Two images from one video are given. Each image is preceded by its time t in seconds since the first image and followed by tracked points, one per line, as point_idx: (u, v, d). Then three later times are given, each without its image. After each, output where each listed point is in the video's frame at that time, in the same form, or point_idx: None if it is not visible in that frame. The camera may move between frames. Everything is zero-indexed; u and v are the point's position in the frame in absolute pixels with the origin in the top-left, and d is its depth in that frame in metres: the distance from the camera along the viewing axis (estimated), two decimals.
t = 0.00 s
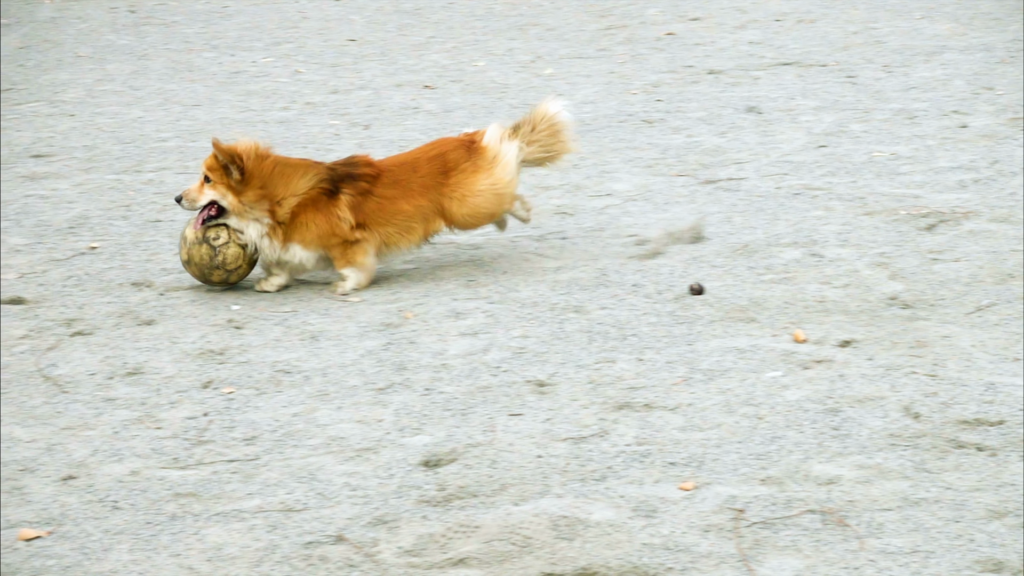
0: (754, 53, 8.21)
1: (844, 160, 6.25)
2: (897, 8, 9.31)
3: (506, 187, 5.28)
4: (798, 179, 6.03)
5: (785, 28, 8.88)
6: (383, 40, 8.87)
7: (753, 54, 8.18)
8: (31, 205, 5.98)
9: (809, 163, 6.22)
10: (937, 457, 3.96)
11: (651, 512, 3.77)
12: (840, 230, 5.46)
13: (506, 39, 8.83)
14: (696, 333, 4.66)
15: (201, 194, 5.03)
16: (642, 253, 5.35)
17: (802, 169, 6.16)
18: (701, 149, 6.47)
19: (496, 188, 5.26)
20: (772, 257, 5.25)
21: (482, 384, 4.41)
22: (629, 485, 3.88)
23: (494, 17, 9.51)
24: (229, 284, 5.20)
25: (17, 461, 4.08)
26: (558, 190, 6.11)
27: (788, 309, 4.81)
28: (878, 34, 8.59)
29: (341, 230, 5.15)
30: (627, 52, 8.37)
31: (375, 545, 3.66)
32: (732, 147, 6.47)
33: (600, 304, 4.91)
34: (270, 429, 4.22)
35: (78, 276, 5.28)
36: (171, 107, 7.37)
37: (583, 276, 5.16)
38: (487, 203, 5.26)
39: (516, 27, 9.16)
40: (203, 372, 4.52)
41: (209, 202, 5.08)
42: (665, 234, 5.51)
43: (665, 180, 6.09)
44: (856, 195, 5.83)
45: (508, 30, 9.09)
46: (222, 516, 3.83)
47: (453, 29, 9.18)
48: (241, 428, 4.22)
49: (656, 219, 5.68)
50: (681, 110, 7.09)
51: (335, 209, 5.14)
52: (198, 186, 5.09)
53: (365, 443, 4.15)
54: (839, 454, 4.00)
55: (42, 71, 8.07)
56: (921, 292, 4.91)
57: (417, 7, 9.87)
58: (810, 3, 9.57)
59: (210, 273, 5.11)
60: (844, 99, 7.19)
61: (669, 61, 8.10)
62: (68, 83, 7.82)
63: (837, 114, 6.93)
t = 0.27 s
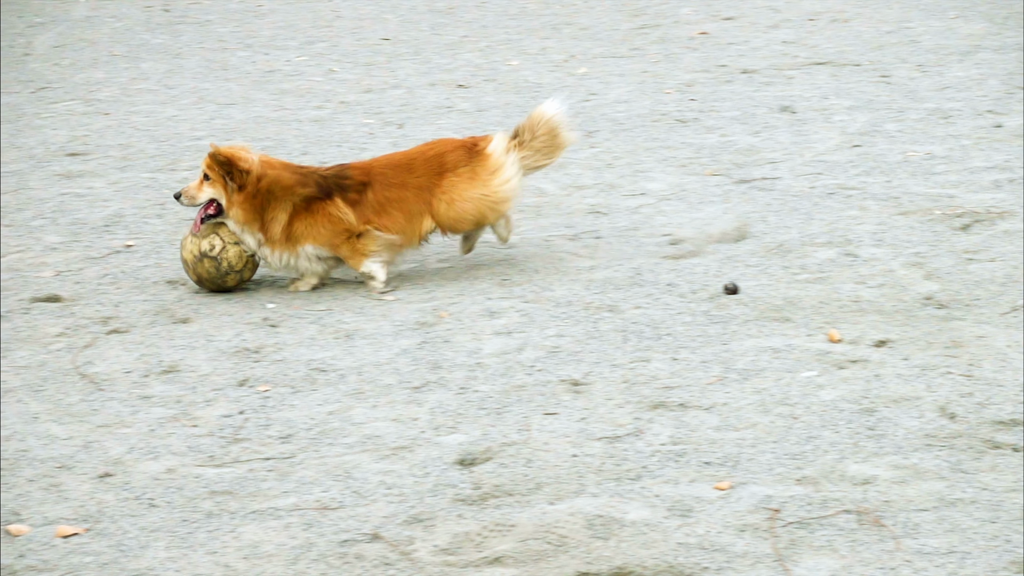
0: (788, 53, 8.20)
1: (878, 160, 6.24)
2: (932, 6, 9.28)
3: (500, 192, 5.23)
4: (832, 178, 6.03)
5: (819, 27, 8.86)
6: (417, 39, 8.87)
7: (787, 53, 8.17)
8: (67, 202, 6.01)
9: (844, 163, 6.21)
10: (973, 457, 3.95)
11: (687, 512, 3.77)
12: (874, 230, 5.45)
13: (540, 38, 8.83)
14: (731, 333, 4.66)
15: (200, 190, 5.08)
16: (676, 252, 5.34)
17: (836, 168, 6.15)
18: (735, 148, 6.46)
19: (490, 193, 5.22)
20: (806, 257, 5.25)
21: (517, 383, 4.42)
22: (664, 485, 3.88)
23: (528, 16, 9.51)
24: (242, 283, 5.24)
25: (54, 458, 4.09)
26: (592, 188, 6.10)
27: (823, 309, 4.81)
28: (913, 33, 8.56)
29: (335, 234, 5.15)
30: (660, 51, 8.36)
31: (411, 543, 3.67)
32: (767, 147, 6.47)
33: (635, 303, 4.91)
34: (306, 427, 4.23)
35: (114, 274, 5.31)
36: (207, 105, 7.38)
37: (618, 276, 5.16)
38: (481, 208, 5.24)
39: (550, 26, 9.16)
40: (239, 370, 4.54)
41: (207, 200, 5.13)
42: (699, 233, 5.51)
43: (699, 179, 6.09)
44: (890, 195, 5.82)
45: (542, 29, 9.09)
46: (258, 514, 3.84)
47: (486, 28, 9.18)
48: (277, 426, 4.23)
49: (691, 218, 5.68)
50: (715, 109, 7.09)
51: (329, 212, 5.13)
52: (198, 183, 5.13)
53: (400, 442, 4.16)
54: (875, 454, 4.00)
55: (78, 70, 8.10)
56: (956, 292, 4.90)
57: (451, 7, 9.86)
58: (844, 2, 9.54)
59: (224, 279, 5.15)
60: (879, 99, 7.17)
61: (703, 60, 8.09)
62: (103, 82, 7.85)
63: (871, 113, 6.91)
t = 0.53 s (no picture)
0: (830, 53, 8.18)
1: (921, 161, 6.23)
2: (974, 6, 9.23)
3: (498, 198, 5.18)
4: (875, 178, 6.02)
5: (861, 27, 8.83)
6: (459, 38, 8.88)
7: (829, 53, 8.15)
8: (112, 201, 6.04)
9: (886, 163, 6.21)
10: (1019, 459, 3.94)
11: (731, 512, 3.77)
12: (917, 230, 5.44)
13: (581, 37, 8.84)
14: (774, 333, 4.67)
15: (203, 187, 4.98)
16: (718, 252, 5.34)
17: (879, 168, 6.15)
18: (777, 148, 6.46)
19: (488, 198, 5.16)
20: (849, 257, 5.24)
21: (560, 382, 4.42)
22: (709, 485, 3.88)
23: (569, 15, 9.51)
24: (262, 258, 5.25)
25: (100, 455, 4.11)
26: (634, 187, 6.09)
27: (866, 310, 4.80)
28: (956, 33, 8.52)
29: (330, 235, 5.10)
30: (702, 51, 8.36)
31: (455, 542, 3.68)
32: (809, 147, 6.46)
33: (678, 303, 4.91)
34: (350, 425, 4.24)
35: (158, 272, 5.35)
36: (249, 104, 7.40)
37: (660, 275, 5.16)
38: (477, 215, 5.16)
39: (592, 26, 9.15)
40: (283, 368, 4.55)
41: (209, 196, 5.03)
42: (741, 233, 5.51)
43: (741, 179, 6.09)
44: (933, 196, 5.81)
45: (583, 29, 9.09)
46: (303, 512, 3.85)
47: (528, 28, 9.18)
48: (321, 424, 4.24)
49: (734, 218, 5.68)
50: (757, 109, 7.08)
51: (326, 211, 5.09)
52: (200, 178, 5.03)
53: (444, 441, 4.16)
54: (919, 455, 3.99)
55: (121, 69, 8.15)
56: (1000, 293, 4.88)
57: (493, 6, 9.85)
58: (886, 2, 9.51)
59: (250, 271, 5.17)
60: (921, 99, 7.15)
61: (745, 60, 8.08)
62: (146, 81, 7.89)
63: (914, 113, 6.89)
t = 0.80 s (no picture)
0: (876, 53, 8.16)
1: (968, 161, 6.21)
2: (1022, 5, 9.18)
3: (497, 204, 5.16)
4: (922, 179, 6.02)
5: (907, 27, 8.80)
6: (504, 38, 8.89)
7: (875, 53, 8.13)
8: (160, 200, 6.09)
9: (933, 164, 6.19)
10: None
11: (779, 513, 3.76)
12: (965, 231, 5.43)
13: (626, 37, 8.84)
14: (821, 333, 4.67)
15: (210, 182, 5.05)
16: (765, 252, 5.34)
17: (926, 169, 6.13)
18: (823, 148, 6.45)
19: (485, 204, 5.15)
20: (897, 258, 5.24)
21: (607, 381, 4.43)
22: (757, 485, 3.87)
23: (614, 15, 9.51)
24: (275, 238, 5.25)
25: (150, 453, 4.14)
26: (680, 187, 6.09)
27: (914, 310, 4.80)
28: (1004, 33, 8.48)
29: (328, 234, 5.09)
30: (748, 51, 8.35)
31: (504, 541, 3.68)
32: (855, 147, 6.45)
33: (725, 303, 4.91)
34: (397, 424, 4.25)
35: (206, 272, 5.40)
36: (295, 103, 7.44)
37: (707, 275, 5.16)
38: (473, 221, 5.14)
39: (637, 26, 9.15)
40: (331, 367, 4.57)
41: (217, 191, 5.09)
42: (787, 233, 5.51)
43: (788, 179, 6.09)
44: (980, 197, 5.80)
45: (628, 28, 9.08)
46: (351, 510, 3.86)
47: (573, 28, 9.18)
48: (369, 423, 4.26)
49: (780, 218, 5.68)
50: (803, 109, 7.07)
51: (328, 209, 5.10)
52: (210, 174, 5.09)
53: (492, 439, 4.17)
54: (968, 457, 3.98)
55: (168, 68, 8.20)
56: None
57: (538, 6, 9.86)
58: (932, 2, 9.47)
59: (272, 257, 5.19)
60: (968, 99, 7.12)
61: (790, 60, 8.07)
62: (192, 79, 7.93)
63: (962, 114, 6.87)
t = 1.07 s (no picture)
0: (916, 53, 8.15)
1: (1009, 162, 6.21)
2: None
3: (496, 213, 5.17)
4: (962, 180, 6.02)
5: (947, 27, 8.78)
6: (543, 38, 8.90)
7: (915, 53, 8.12)
8: (200, 201, 6.13)
9: (974, 164, 6.19)
10: None
11: (822, 513, 3.75)
12: (1006, 232, 5.44)
13: (666, 37, 8.84)
14: (862, 334, 4.68)
15: (216, 180, 5.09)
16: (806, 252, 5.34)
17: (967, 169, 6.13)
18: (863, 149, 6.46)
19: (480, 206, 5.13)
20: (938, 258, 5.24)
21: (648, 382, 4.43)
22: (799, 486, 3.86)
23: (653, 15, 9.52)
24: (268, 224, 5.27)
25: (192, 452, 4.14)
26: (720, 187, 6.10)
27: (956, 311, 4.80)
28: None
29: (324, 238, 5.11)
30: (787, 51, 8.34)
31: (545, 541, 3.67)
32: (896, 147, 6.46)
33: (765, 303, 4.93)
34: (439, 424, 4.25)
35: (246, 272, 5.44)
36: (335, 103, 7.47)
37: (747, 276, 5.17)
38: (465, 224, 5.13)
39: (675, 26, 9.15)
40: (372, 366, 4.59)
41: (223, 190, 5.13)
42: (828, 233, 5.52)
43: (828, 180, 6.10)
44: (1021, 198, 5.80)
45: (667, 29, 9.08)
46: (393, 509, 3.85)
47: (612, 28, 9.19)
48: (411, 423, 4.26)
49: (820, 218, 5.69)
50: (843, 109, 7.08)
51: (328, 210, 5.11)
52: (216, 172, 5.13)
53: (533, 439, 4.17)
54: (1011, 459, 3.97)
55: (208, 68, 8.25)
56: None
57: (577, 6, 9.88)
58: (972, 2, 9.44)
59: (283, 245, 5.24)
60: (1009, 100, 7.11)
61: (830, 60, 8.07)
62: (233, 79, 7.97)
63: (1003, 114, 6.85)
